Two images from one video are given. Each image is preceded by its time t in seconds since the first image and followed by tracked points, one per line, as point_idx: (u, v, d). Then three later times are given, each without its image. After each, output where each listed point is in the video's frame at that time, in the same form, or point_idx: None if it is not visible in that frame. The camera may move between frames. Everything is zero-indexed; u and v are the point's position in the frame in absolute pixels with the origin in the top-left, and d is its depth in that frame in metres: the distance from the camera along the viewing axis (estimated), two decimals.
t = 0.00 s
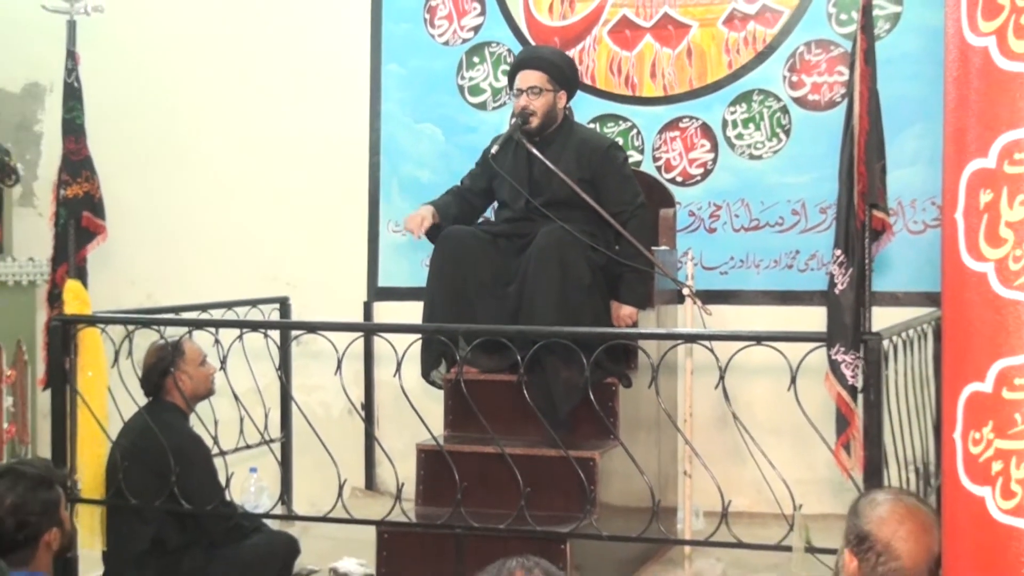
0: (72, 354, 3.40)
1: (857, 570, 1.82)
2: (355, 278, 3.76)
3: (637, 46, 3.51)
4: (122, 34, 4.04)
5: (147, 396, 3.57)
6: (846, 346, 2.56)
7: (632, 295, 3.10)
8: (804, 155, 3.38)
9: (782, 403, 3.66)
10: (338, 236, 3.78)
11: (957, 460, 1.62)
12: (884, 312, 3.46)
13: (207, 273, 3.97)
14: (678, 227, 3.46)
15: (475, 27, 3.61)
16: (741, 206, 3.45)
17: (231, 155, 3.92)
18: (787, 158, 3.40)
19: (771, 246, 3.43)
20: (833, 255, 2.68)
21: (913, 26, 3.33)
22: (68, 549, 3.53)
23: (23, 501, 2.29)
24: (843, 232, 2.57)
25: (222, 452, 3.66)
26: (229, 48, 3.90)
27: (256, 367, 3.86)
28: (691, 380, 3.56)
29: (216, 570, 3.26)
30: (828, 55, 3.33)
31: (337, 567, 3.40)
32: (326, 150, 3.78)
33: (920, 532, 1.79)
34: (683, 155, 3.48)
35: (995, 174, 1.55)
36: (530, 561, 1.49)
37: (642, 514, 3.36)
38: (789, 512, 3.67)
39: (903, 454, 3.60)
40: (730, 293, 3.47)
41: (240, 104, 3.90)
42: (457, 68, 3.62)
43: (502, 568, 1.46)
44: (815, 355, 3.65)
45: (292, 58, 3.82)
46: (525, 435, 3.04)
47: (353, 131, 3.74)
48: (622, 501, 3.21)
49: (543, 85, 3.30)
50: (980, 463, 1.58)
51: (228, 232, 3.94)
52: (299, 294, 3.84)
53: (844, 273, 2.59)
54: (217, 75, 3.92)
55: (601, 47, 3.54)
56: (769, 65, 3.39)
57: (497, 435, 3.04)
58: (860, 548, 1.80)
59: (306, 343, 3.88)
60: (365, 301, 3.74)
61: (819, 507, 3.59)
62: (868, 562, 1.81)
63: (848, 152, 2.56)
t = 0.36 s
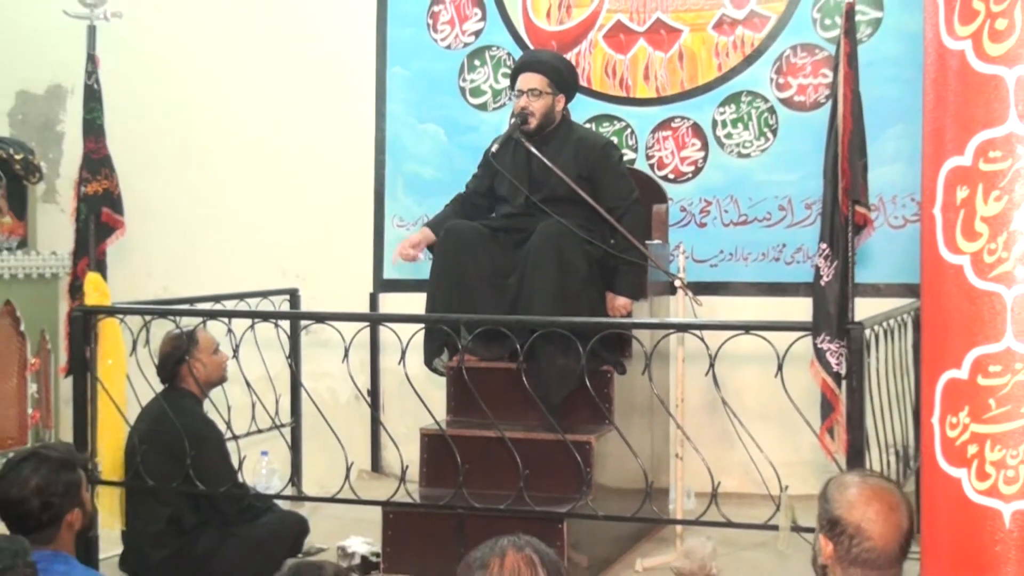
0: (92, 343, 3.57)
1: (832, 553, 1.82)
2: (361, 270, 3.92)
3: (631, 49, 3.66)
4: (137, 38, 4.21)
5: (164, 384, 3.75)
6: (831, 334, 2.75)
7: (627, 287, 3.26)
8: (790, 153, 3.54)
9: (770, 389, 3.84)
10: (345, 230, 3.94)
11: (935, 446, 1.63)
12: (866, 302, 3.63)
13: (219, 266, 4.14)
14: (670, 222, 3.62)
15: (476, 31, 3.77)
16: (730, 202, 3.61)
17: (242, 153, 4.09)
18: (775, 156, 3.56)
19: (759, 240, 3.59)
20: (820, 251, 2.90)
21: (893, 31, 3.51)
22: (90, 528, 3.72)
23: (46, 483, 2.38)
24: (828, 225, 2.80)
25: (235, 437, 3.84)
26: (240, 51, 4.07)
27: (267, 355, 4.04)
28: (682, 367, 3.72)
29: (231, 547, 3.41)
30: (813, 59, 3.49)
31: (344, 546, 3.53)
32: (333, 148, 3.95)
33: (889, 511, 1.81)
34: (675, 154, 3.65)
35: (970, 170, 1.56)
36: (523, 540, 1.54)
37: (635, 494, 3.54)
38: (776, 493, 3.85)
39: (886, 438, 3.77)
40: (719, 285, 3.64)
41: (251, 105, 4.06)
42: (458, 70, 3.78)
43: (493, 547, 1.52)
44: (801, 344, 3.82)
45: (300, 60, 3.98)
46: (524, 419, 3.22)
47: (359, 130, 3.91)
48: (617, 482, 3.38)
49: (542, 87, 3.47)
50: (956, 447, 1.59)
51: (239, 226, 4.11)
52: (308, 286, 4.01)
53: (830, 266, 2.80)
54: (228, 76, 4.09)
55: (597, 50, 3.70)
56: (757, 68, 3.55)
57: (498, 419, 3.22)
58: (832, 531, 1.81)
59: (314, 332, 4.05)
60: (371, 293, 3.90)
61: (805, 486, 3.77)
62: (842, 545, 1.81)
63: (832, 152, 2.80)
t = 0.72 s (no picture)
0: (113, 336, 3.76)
1: (814, 539, 2.02)
2: (369, 266, 4.10)
3: (627, 56, 3.83)
4: (153, 45, 4.38)
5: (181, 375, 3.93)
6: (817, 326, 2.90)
7: (623, 283, 3.45)
8: (779, 155, 3.70)
9: (759, 380, 4.03)
10: (353, 228, 4.12)
11: (916, 430, 1.78)
12: (851, 297, 3.81)
13: (232, 263, 4.32)
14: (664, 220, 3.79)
15: (478, 39, 3.94)
16: (721, 202, 3.77)
17: (254, 154, 4.26)
18: (764, 158, 3.72)
19: (749, 238, 3.75)
20: (808, 249, 3.06)
21: (876, 39, 3.68)
22: (111, 512, 3.91)
23: (70, 469, 2.49)
24: (815, 224, 2.95)
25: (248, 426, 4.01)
26: (252, 57, 4.24)
27: (279, 348, 4.23)
28: (674, 359, 3.88)
29: (243, 530, 3.60)
30: (800, 65, 3.65)
31: (352, 529, 3.67)
32: (342, 150, 4.12)
33: (864, 496, 2.00)
34: (669, 155, 3.81)
35: (949, 172, 1.71)
36: (518, 522, 1.62)
37: (631, 480, 3.72)
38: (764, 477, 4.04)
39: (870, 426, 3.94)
40: (711, 280, 3.80)
41: (262, 108, 4.24)
42: (461, 76, 3.95)
43: (489, 530, 1.59)
44: (789, 337, 3.99)
45: (310, 66, 4.16)
46: (524, 408, 3.40)
47: (367, 133, 4.08)
48: (614, 469, 3.57)
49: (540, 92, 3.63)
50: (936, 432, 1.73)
51: (252, 225, 4.29)
52: (318, 282, 4.19)
53: (816, 262, 2.95)
54: (241, 81, 4.26)
55: (594, 57, 3.86)
56: (747, 74, 3.71)
57: (499, 409, 3.41)
58: (813, 521, 2.00)
59: (324, 325, 4.24)
60: (378, 288, 4.08)
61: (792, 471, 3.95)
62: (823, 532, 2.01)
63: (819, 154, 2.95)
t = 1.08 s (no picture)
0: (133, 330, 3.89)
1: (801, 527, 2.15)
2: (377, 265, 4.29)
3: (622, 66, 4.01)
4: (169, 53, 4.57)
5: (198, 369, 4.13)
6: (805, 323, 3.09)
7: (619, 280, 3.61)
8: (768, 159, 3.88)
9: (749, 374, 4.22)
10: (361, 229, 4.31)
11: (897, 422, 1.86)
12: (837, 294, 3.99)
13: (245, 262, 4.51)
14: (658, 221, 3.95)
15: (481, 49, 4.12)
16: (713, 204, 3.94)
17: (266, 158, 4.45)
18: (753, 162, 3.89)
19: (740, 238, 3.92)
20: (797, 248, 3.26)
21: (861, 49, 3.86)
22: (132, 499, 4.12)
23: (93, 458, 2.62)
24: (804, 224, 3.14)
25: (261, 417, 4.21)
26: (264, 66, 4.43)
27: (291, 342, 4.42)
28: (668, 353, 4.06)
29: (257, 515, 3.79)
30: (789, 73, 3.83)
31: (361, 515, 3.86)
32: (351, 155, 4.31)
33: (847, 484, 2.14)
34: (663, 160, 3.99)
35: (930, 175, 1.79)
36: (519, 510, 1.76)
37: (626, 469, 3.91)
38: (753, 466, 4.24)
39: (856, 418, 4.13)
40: (704, 278, 3.96)
41: (274, 114, 4.43)
42: (464, 84, 4.13)
43: (493, 516, 1.73)
44: (778, 332, 4.18)
45: (320, 75, 4.35)
46: (525, 400, 3.59)
47: (374, 139, 4.27)
48: (611, 458, 3.76)
49: (539, 99, 3.82)
50: (916, 424, 1.82)
51: (264, 225, 4.48)
52: (327, 280, 4.38)
53: (805, 262, 3.14)
54: (253, 89, 4.45)
55: (591, 66, 4.05)
56: (737, 82, 3.89)
57: (501, 401, 3.60)
58: (800, 510, 2.14)
59: (333, 322, 4.43)
60: (386, 287, 4.27)
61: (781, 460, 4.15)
62: (810, 520, 2.14)
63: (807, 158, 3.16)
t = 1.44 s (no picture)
0: (150, 329, 4.03)
1: (787, 516, 2.20)
2: (383, 266, 4.49)
3: (617, 77, 4.21)
4: (184, 64, 4.77)
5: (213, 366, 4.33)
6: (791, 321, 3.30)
7: (614, 280, 3.82)
8: (756, 166, 4.07)
9: (739, 370, 4.42)
10: (369, 232, 4.51)
11: (879, 415, 1.80)
12: (821, 293, 4.19)
13: (257, 262, 4.71)
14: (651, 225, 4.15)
15: (483, 61, 4.32)
16: (703, 208, 4.14)
17: (276, 164, 4.65)
18: (742, 168, 4.09)
19: (729, 241, 4.11)
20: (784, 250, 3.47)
21: (845, 61, 4.06)
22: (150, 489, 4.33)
23: (112, 450, 2.68)
24: (790, 228, 3.40)
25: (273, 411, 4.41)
26: (275, 76, 4.63)
27: (301, 340, 4.63)
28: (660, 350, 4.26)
29: (269, 505, 3.98)
30: (776, 84, 4.02)
31: (369, 504, 4.06)
32: (358, 161, 4.51)
33: (830, 474, 2.19)
34: (656, 166, 4.19)
35: (910, 180, 1.73)
36: (511, 500, 1.75)
37: (620, 460, 4.11)
38: (742, 456, 4.45)
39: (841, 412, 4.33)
40: (695, 278, 4.16)
41: (285, 123, 4.63)
42: (467, 94, 4.32)
43: (485, 506, 1.73)
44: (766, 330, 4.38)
45: (329, 85, 4.55)
46: (524, 395, 3.80)
47: (381, 146, 4.47)
48: (606, 450, 3.96)
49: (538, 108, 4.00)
50: (896, 417, 1.76)
51: (275, 228, 4.68)
52: (336, 281, 4.58)
53: (792, 263, 3.35)
54: (265, 98, 4.65)
55: (587, 77, 4.24)
56: (727, 92, 4.08)
57: (501, 394, 3.81)
58: (786, 499, 2.18)
59: (342, 320, 4.63)
60: (392, 287, 4.47)
61: (768, 451, 4.36)
62: (795, 508, 2.19)
63: (794, 165, 3.40)
